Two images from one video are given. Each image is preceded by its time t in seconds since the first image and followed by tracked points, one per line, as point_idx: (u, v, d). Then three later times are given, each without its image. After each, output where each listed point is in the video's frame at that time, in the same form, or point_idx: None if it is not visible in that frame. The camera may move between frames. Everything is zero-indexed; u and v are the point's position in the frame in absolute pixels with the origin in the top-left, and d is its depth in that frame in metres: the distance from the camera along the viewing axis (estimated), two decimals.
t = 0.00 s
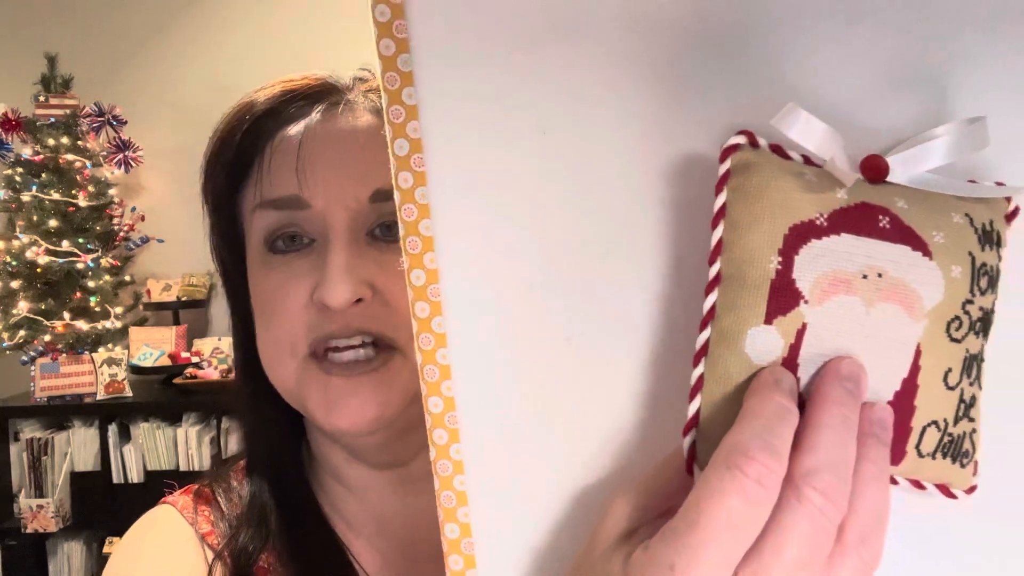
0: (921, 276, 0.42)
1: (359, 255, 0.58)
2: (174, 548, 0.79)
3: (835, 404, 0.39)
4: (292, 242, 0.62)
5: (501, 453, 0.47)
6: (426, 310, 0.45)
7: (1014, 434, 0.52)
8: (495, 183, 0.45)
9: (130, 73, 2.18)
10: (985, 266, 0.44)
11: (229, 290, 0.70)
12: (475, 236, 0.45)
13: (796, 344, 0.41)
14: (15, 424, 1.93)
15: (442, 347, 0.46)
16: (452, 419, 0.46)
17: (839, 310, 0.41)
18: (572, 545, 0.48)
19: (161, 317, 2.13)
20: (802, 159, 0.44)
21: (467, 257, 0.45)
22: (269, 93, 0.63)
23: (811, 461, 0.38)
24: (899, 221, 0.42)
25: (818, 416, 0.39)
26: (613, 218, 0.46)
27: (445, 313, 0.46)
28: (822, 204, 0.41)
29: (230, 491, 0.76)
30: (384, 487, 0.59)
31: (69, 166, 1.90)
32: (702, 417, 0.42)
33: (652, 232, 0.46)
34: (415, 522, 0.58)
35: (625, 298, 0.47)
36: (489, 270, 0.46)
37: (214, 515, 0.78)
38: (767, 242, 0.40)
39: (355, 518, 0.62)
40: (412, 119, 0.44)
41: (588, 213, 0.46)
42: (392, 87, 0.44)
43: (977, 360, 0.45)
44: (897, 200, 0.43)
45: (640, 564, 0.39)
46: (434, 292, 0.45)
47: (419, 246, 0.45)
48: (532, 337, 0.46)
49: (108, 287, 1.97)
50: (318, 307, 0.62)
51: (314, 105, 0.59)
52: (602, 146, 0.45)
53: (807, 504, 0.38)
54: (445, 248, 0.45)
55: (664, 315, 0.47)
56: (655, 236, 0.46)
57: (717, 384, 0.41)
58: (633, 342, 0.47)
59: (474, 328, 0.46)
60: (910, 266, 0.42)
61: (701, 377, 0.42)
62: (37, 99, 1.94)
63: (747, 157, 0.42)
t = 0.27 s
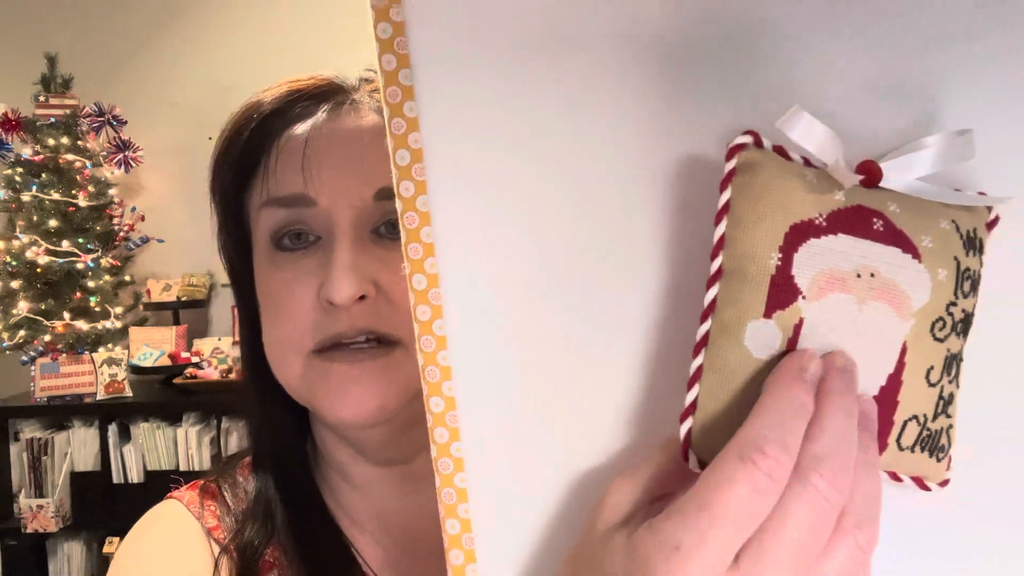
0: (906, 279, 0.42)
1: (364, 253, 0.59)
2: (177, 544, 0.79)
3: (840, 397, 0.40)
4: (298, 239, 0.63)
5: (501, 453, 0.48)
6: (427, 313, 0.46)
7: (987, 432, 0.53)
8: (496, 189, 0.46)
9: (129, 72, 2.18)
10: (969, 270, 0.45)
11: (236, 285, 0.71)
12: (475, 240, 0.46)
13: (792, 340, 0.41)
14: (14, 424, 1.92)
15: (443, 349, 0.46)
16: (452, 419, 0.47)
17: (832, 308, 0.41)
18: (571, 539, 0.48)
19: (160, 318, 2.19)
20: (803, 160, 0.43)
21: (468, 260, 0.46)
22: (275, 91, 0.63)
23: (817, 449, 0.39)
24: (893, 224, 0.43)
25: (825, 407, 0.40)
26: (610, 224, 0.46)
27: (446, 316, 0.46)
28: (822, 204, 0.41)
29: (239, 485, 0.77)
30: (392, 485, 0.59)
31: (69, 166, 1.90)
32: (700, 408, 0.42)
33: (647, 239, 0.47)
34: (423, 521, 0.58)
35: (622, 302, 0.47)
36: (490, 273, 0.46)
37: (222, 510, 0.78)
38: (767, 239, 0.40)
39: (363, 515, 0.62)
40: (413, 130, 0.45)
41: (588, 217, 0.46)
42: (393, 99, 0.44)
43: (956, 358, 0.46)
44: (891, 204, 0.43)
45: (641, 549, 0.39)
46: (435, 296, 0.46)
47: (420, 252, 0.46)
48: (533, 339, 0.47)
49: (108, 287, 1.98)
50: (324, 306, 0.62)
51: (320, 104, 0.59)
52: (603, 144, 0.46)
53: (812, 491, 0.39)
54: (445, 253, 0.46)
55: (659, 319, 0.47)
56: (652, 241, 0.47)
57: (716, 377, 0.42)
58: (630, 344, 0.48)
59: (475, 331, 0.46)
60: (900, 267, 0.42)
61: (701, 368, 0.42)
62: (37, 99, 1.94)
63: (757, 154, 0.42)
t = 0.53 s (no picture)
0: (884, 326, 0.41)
1: (373, 251, 0.61)
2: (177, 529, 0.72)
3: (895, 434, 0.40)
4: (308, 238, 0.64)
5: (501, 439, 0.47)
6: (424, 303, 0.47)
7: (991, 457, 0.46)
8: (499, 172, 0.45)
9: (129, 72, 2.19)
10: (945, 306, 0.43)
11: (246, 286, 0.73)
12: (475, 228, 0.46)
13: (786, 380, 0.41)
14: (15, 423, 1.89)
15: (439, 338, 0.47)
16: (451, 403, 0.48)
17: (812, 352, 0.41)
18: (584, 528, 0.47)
19: (160, 317, 2.24)
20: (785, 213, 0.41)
21: (466, 248, 0.46)
22: (284, 96, 0.66)
23: (869, 485, 0.39)
24: (872, 269, 0.41)
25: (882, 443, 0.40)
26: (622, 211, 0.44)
27: (443, 305, 0.47)
28: (805, 253, 0.40)
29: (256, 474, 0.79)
30: (401, 480, 0.64)
31: (69, 166, 1.91)
32: (699, 451, 0.42)
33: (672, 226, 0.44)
34: (429, 514, 0.64)
35: (637, 291, 0.45)
36: (490, 263, 0.46)
37: (231, 500, 0.77)
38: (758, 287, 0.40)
39: (374, 509, 0.67)
40: (404, 130, 0.46)
41: (597, 204, 0.44)
42: (384, 101, 0.46)
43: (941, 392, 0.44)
44: (869, 247, 0.41)
45: (655, 530, 0.39)
46: (431, 286, 0.47)
47: (415, 244, 0.47)
48: (534, 330, 0.46)
49: (108, 287, 1.99)
50: (335, 304, 0.62)
51: (331, 108, 0.63)
52: (603, 136, 0.43)
53: (858, 518, 0.39)
54: (442, 245, 0.46)
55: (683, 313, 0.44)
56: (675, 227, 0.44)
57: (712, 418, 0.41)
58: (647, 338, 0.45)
59: (474, 319, 0.47)
60: (876, 310, 0.41)
61: (699, 413, 0.42)
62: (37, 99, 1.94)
63: (744, 211, 0.40)
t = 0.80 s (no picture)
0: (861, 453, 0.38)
1: (394, 238, 0.63)
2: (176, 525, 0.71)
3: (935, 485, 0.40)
4: (328, 226, 0.66)
5: (518, 461, 0.41)
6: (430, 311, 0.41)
7: (997, 515, 0.40)
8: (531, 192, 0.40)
9: (129, 72, 2.20)
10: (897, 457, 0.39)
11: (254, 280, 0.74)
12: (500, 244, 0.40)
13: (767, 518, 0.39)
14: (14, 424, 1.91)
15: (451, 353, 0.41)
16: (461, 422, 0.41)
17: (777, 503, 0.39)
18: None
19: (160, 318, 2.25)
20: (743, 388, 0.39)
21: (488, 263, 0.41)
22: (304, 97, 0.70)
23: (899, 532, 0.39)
24: (826, 433, 0.38)
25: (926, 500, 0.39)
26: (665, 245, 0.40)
27: (455, 315, 0.41)
28: (760, 423, 0.39)
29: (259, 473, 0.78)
30: (405, 475, 0.68)
31: (69, 166, 1.92)
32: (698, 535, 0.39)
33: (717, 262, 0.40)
34: (426, 510, 0.68)
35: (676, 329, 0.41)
36: (516, 281, 0.41)
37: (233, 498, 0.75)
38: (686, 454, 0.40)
39: (377, 503, 0.69)
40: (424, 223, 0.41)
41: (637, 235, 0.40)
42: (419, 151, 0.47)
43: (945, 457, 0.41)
44: (822, 414, 0.39)
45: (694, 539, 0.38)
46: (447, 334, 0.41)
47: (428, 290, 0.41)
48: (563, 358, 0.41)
49: (108, 287, 1.99)
50: (355, 288, 0.63)
51: (354, 107, 0.68)
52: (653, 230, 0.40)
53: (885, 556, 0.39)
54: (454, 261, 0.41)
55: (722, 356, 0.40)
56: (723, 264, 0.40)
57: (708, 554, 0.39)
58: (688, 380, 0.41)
59: (491, 337, 0.41)
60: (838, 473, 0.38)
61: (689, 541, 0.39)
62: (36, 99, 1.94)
63: (706, 393, 0.39)
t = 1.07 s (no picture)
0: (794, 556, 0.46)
1: (437, 219, 0.72)
2: (178, 519, 0.74)
3: None
4: (372, 206, 0.73)
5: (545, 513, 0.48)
6: (498, 374, 0.49)
7: None
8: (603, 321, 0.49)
9: (129, 72, 2.20)
10: None
11: (282, 260, 0.78)
12: (567, 350, 0.49)
13: None
14: (14, 424, 1.90)
15: (507, 415, 0.48)
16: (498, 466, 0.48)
17: None
18: None
19: (160, 317, 2.25)
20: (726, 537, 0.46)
21: (553, 360, 0.49)
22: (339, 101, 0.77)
23: None
24: None
25: None
26: (699, 367, 0.48)
27: (516, 386, 0.49)
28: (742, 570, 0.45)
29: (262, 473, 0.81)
30: (423, 461, 0.72)
31: (69, 166, 1.92)
32: None
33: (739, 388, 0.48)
34: (439, 499, 0.72)
35: (700, 438, 0.48)
36: (575, 382, 0.48)
37: (235, 495, 0.80)
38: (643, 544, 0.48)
39: (389, 495, 0.73)
40: (511, 320, 0.49)
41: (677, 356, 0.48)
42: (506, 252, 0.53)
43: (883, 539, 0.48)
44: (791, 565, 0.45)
45: None
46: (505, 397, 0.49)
47: (496, 358, 0.49)
48: (601, 451, 0.48)
49: (107, 287, 1.99)
50: (402, 260, 0.70)
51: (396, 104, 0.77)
52: (695, 346, 0.48)
53: None
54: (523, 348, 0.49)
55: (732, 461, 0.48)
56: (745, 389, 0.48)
57: None
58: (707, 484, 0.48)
59: (545, 415, 0.48)
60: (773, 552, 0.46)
61: None
62: (36, 99, 1.93)
63: (701, 541, 0.46)
